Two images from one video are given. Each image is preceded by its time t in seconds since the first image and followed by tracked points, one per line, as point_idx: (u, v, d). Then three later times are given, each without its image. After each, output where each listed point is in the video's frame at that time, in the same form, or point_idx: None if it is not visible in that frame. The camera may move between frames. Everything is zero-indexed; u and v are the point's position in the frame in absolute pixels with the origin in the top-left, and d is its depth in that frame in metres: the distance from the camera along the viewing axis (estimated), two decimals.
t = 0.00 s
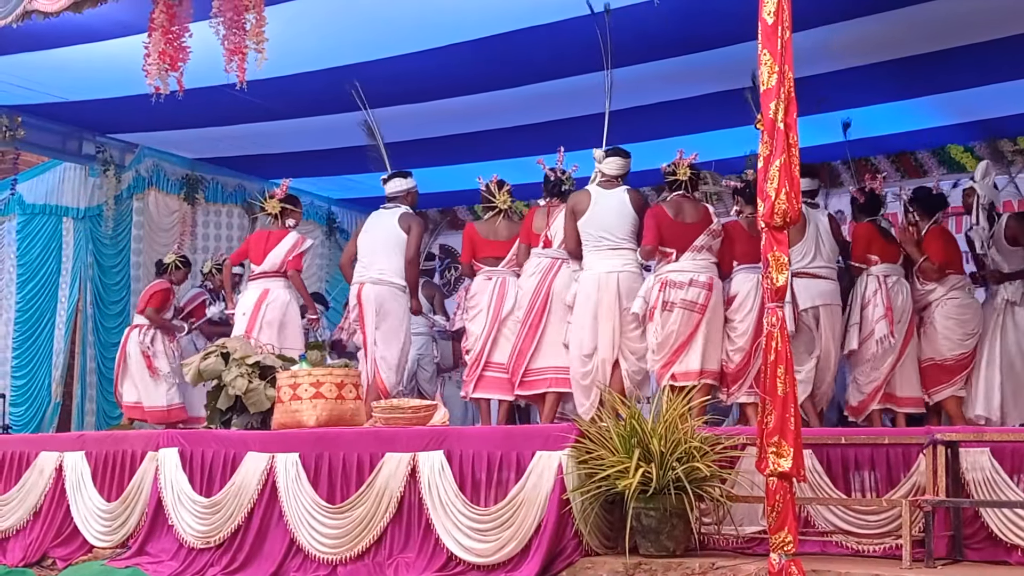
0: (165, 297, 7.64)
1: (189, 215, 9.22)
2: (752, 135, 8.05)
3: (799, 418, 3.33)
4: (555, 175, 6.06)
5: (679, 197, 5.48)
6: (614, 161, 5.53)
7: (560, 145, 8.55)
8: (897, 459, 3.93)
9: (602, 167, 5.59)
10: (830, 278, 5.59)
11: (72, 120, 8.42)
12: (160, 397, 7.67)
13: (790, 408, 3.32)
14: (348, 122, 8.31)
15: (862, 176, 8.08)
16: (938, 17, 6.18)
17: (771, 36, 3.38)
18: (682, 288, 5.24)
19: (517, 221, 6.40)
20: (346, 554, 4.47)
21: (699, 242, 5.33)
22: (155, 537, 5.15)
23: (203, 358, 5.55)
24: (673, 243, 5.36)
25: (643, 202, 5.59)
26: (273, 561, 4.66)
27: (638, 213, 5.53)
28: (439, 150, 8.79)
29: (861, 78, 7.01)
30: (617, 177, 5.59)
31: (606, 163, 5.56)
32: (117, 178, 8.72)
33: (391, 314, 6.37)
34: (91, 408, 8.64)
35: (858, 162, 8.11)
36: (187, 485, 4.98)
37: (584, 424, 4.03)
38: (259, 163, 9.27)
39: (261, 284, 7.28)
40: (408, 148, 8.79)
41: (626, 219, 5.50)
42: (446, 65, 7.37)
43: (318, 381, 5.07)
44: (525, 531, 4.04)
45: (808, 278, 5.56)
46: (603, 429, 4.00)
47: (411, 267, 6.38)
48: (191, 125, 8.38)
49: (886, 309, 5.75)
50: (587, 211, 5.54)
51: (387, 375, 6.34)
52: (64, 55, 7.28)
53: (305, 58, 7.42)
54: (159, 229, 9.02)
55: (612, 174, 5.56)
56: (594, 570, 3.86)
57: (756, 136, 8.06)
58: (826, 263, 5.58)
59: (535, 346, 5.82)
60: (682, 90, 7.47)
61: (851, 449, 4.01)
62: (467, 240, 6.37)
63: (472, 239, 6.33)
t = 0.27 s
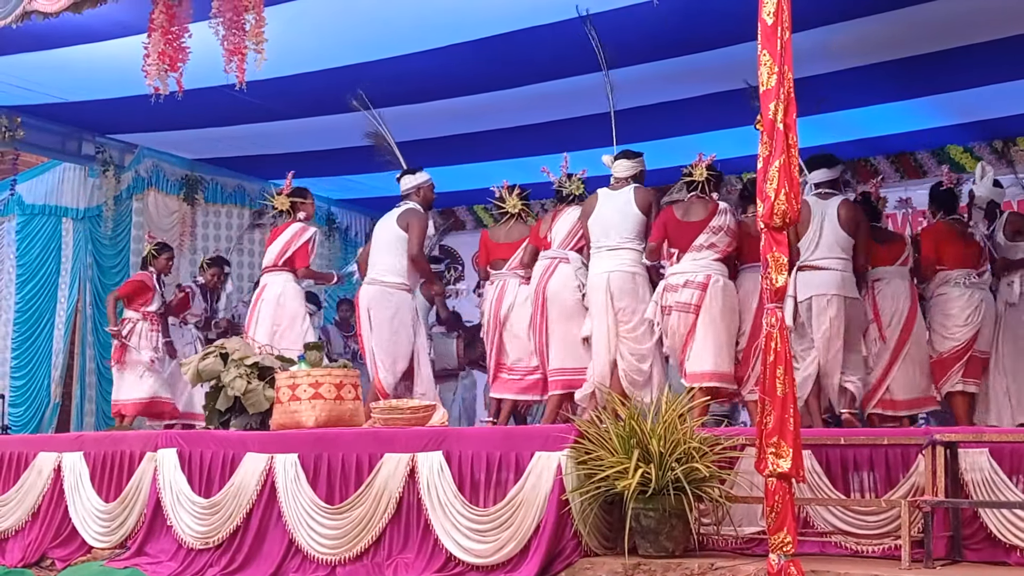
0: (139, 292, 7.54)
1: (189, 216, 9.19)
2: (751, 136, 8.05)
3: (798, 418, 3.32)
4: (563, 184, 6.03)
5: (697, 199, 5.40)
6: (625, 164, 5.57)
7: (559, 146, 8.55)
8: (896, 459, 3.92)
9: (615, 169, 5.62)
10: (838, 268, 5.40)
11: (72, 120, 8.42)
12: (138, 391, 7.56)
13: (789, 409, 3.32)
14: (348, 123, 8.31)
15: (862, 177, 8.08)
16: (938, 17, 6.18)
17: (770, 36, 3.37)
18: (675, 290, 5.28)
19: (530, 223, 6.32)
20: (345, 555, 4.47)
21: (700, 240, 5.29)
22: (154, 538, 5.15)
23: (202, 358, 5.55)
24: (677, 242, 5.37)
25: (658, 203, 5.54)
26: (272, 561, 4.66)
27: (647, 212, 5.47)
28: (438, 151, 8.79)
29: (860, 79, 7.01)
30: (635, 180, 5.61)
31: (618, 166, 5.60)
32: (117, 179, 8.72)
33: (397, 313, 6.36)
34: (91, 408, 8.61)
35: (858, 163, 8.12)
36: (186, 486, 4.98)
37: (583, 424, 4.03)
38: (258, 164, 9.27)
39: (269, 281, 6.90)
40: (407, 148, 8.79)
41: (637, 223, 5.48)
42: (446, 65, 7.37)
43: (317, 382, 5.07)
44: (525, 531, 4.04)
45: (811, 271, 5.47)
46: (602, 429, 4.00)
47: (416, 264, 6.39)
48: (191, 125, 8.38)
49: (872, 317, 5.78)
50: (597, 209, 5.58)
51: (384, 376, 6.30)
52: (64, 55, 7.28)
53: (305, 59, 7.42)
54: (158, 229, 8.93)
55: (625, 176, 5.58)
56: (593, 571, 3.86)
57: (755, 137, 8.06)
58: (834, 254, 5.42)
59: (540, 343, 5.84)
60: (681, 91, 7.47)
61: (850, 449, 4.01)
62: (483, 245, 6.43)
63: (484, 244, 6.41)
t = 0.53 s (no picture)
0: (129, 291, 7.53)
1: (189, 216, 9.17)
2: (750, 135, 8.05)
3: (798, 417, 3.32)
4: (571, 183, 5.97)
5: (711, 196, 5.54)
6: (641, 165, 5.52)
7: (559, 146, 8.55)
8: (897, 458, 3.92)
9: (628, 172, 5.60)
10: (862, 265, 5.53)
11: (72, 120, 8.42)
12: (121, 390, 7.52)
13: (789, 408, 3.32)
14: (348, 122, 8.31)
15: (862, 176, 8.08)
16: (938, 17, 6.18)
17: (771, 36, 3.37)
18: (678, 289, 5.36)
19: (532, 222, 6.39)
20: (345, 554, 4.46)
21: (704, 239, 5.36)
22: (154, 537, 5.15)
23: (202, 358, 5.55)
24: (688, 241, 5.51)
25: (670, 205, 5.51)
26: (272, 560, 4.66)
27: (651, 216, 5.46)
28: (438, 151, 8.79)
29: (860, 79, 7.01)
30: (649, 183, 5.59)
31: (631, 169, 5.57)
32: (117, 178, 8.72)
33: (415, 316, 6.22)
34: (92, 408, 8.61)
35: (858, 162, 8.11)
36: (186, 485, 4.98)
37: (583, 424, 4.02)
38: (258, 164, 9.27)
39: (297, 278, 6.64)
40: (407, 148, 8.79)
41: (645, 229, 5.48)
42: (445, 65, 7.37)
43: (318, 381, 5.07)
44: (525, 530, 4.04)
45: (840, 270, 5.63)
46: (602, 429, 4.00)
47: (422, 270, 6.19)
48: (191, 125, 8.38)
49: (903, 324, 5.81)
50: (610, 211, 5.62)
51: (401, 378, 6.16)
52: (63, 55, 7.27)
53: (305, 58, 7.42)
54: (158, 229, 8.91)
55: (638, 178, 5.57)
56: (593, 570, 3.86)
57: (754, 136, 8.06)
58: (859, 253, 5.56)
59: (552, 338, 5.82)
60: (681, 91, 7.47)
61: (851, 449, 4.01)
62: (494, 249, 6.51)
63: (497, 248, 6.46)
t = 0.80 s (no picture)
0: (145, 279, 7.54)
1: (189, 216, 9.17)
2: (750, 136, 8.05)
3: (798, 417, 3.33)
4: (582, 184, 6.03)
5: (727, 198, 5.48)
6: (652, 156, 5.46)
7: (559, 146, 8.55)
8: (897, 459, 3.92)
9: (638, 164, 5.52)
10: (881, 265, 5.48)
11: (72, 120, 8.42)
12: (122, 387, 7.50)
13: (789, 408, 3.32)
14: (348, 122, 8.32)
15: (862, 175, 8.08)
16: (937, 17, 6.18)
17: (770, 36, 3.37)
18: (690, 294, 5.47)
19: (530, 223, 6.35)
20: (345, 554, 4.47)
21: (710, 242, 5.44)
22: (154, 537, 5.15)
23: (203, 358, 5.56)
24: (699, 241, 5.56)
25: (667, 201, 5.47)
26: (273, 561, 4.66)
27: (646, 212, 5.46)
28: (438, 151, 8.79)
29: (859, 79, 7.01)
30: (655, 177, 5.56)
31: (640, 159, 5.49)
32: (117, 178, 8.72)
33: (435, 312, 6.23)
34: (92, 408, 8.61)
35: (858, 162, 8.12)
36: (186, 486, 4.98)
37: (583, 424, 4.02)
38: (258, 164, 9.27)
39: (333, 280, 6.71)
40: (407, 149, 8.79)
41: (642, 225, 5.49)
42: (444, 65, 7.37)
43: (318, 382, 5.07)
44: (525, 531, 4.04)
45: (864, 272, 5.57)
46: (603, 429, 4.00)
47: (428, 261, 6.16)
48: (191, 125, 8.38)
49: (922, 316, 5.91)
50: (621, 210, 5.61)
51: (443, 371, 6.14)
52: (63, 55, 7.27)
53: (304, 59, 7.42)
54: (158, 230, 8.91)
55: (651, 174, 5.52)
56: (594, 571, 3.86)
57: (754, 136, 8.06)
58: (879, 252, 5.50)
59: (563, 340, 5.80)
60: (680, 91, 7.48)
61: (851, 449, 4.01)
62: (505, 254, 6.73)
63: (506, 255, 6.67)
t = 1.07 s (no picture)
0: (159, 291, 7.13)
1: (189, 216, 9.17)
2: (749, 136, 8.05)
3: (797, 418, 3.33)
4: (592, 179, 5.79)
5: (749, 197, 5.47)
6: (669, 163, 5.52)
7: (559, 147, 8.55)
8: (896, 459, 3.92)
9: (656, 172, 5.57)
10: (901, 274, 5.48)
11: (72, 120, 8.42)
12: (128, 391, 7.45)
13: (789, 408, 3.32)
14: (348, 123, 8.32)
15: (862, 176, 8.10)
16: (937, 17, 6.18)
17: (770, 36, 3.37)
18: (716, 294, 5.34)
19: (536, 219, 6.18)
20: (344, 555, 4.47)
21: (738, 243, 5.34)
22: (154, 537, 5.15)
23: (202, 358, 5.57)
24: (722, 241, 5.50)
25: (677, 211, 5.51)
26: (272, 561, 4.66)
27: (656, 223, 5.51)
28: (438, 151, 8.79)
29: (859, 79, 7.01)
30: (669, 185, 5.58)
31: (657, 166, 5.55)
32: (116, 179, 8.72)
33: (451, 314, 5.99)
34: (92, 408, 8.61)
35: (857, 162, 8.12)
36: (185, 486, 4.98)
37: (583, 425, 4.02)
38: (258, 164, 9.27)
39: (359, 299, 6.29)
40: (407, 149, 8.79)
41: (654, 236, 5.55)
42: (444, 64, 7.37)
43: (317, 382, 5.07)
44: (524, 531, 4.04)
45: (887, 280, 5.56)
46: (603, 429, 4.00)
47: (452, 266, 5.95)
48: (191, 125, 8.38)
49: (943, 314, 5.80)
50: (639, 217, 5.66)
51: (457, 374, 5.94)
52: (63, 55, 7.28)
53: (303, 59, 7.42)
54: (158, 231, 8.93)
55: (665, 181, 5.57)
56: (593, 571, 3.86)
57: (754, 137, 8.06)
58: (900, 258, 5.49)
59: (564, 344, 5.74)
60: (680, 91, 7.48)
61: (850, 449, 4.01)
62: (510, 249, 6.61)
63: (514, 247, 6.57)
